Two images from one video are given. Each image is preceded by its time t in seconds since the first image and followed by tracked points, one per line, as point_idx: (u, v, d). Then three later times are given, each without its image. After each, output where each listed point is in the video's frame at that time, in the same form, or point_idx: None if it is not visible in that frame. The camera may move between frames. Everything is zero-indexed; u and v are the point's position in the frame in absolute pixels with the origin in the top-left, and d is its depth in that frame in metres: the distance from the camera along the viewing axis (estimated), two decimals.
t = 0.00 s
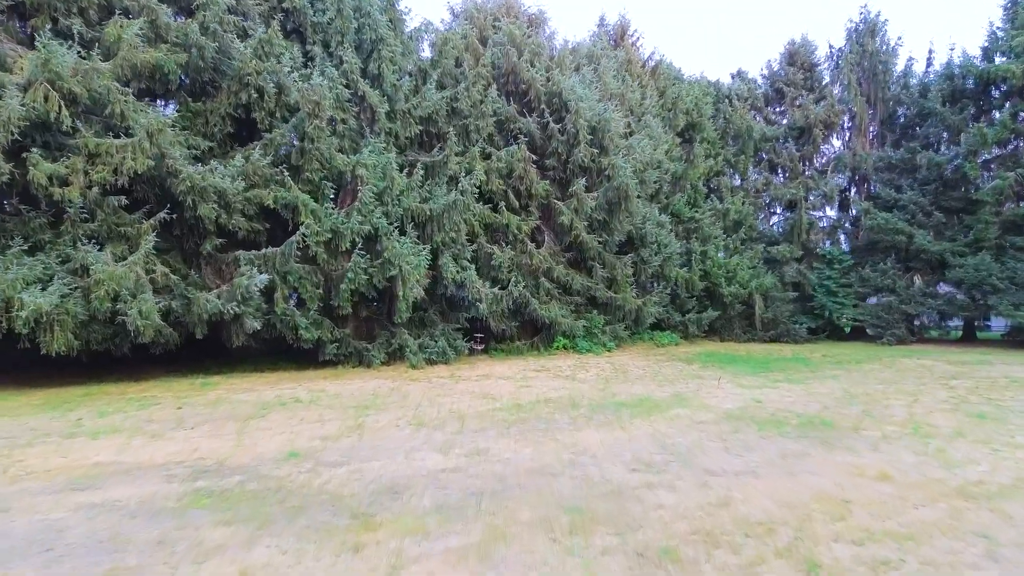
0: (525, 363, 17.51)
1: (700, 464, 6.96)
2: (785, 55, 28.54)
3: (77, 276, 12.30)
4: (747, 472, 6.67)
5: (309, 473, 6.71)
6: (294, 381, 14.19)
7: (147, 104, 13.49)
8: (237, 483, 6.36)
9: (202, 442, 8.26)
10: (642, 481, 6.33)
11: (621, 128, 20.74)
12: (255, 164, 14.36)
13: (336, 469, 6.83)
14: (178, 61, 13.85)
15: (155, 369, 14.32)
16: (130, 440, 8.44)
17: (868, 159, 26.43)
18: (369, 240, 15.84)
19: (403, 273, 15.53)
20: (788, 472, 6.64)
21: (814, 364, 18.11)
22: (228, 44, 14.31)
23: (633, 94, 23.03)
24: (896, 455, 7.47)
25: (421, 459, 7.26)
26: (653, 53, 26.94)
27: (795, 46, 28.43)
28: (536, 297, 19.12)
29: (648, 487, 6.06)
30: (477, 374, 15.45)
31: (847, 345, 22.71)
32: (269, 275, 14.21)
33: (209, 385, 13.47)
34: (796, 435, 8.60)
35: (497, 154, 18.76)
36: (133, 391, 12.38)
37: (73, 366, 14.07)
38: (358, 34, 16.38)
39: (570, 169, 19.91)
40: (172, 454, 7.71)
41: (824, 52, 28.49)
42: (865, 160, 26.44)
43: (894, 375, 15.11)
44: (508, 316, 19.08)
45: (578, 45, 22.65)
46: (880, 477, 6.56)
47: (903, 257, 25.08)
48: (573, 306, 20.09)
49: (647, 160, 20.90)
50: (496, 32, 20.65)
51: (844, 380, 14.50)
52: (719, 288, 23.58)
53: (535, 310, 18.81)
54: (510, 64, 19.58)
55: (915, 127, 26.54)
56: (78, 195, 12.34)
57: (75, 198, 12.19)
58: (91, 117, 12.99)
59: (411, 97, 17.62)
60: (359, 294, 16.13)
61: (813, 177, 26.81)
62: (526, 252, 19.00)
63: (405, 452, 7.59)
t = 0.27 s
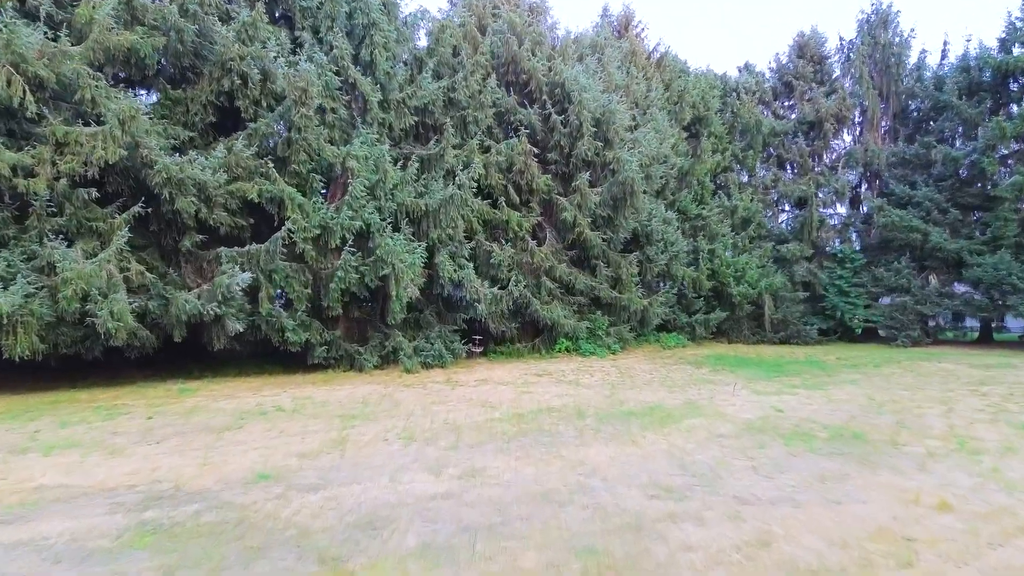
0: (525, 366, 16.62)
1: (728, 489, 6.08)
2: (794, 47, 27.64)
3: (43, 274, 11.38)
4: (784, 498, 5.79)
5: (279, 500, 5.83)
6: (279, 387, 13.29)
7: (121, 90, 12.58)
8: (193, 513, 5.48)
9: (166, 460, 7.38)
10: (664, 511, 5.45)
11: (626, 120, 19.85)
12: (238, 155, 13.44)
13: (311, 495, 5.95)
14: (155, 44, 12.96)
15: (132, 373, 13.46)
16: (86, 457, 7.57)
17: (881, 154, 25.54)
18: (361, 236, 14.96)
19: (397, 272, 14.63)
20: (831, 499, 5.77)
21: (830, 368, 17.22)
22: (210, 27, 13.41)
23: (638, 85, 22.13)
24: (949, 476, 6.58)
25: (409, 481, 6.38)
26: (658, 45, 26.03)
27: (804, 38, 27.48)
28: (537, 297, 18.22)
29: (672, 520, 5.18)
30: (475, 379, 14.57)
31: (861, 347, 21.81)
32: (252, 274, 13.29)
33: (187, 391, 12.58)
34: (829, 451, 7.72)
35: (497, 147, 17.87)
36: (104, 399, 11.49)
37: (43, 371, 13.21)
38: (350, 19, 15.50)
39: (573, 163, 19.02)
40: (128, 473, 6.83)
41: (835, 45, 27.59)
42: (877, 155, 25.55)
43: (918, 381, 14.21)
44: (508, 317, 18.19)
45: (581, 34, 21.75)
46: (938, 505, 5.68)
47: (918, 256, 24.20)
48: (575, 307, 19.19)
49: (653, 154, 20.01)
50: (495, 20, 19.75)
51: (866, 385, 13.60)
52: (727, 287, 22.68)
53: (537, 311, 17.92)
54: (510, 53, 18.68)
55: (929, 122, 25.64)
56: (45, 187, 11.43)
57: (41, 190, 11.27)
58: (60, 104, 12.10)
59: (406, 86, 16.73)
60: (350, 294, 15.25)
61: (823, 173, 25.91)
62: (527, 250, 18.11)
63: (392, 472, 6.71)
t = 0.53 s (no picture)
0: (526, 371, 15.69)
1: (767, 523, 5.15)
2: (804, 39, 26.72)
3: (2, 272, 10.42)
4: (836, 537, 4.86)
5: (237, 537, 4.92)
6: (262, 394, 12.39)
7: (91, 74, 11.63)
8: (129, 556, 4.56)
9: (119, 484, 6.47)
10: (694, 553, 4.54)
11: (632, 112, 18.93)
12: (218, 145, 12.51)
13: (275, 531, 5.04)
14: (128, 25, 12.02)
15: (104, 379, 12.57)
16: (27, 479, 6.64)
17: (894, 149, 24.62)
18: (351, 232, 14.06)
19: (389, 270, 13.72)
20: (892, 538, 4.85)
21: (848, 372, 16.29)
22: (188, 8, 12.50)
23: (643, 77, 21.21)
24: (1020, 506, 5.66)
25: (391, 513, 5.46)
26: (664, 36, 25.10)
27: (814, 30, 26.60)
28: (538, 298, 17.30)
29: (706, 568, 4.26)
30: (472, 385, 13.65)
31: (877, 350, 20.89)
32: (232, 272, 12.34)
33: (161, 400, 11.66)
34: (873, 473, 6.80)
35: (496, 139, 16.95)
36: (70, 408, 10.58)
37: (8, 376, 12.33)
38: (340, 2, 14.59)
39: (576, 156, 18.10)
40: (68, 501, 5.91)
41: (846, 36, 26.68)
42: (891, 150, 24.64)
43: (947, 387, 13.28)
44: (508, 318, 17.27)
45: (584, 23, 20.81)
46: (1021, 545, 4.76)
47: (934, 255, 23.29)
48: (579, 308, 18.27)
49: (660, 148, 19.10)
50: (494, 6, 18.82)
51: (892, 392, 12.67)
52: (736, 287, 21.75)
53: (538, 312, 17.01)
54: (511, 40, 17.75)
55: (945, 115, 24.72)
56: (5, 178, 10.48)
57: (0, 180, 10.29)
58: (23, 89, 11.18)
59: (400, 74, 15.81)
60: (340, 294, 14.33)
61: (834, 168, 24.98)
62: (528, 248, 17.21)
63: (372, 501, 5.79)
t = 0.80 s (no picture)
0: (527, 375, 14.78)
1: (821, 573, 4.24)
2: (814, 30, 25.79)
3: None
4: None
5: None
6: (243, 401, 11.47)
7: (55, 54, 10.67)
8: None
9: (54, 515, 5.55)
10: None
11: (638, 103, 18.01)
12: (195, 133, 11.55)
13: None
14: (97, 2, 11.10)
15: (71, 386, 11.70)
16: None
17: (910, 143, 23.70)
18: (340, 228, 13.15)
19: (380, 268, 12.81)
20: None
21: (868, 377, 15.36)
22: None
23: (649, 67, 20.29)
24: None
25: (367, 556, 4.56)
26: (670, 26, 24.18)
27: (825, 20, 25.67)
28: (540, 298, 16.38)
29: None
30: (469, 391, 12.73)
31: (894, 352, 19.97)
32: (209, 271, 11.38)
33: (131, 409, 10.75)
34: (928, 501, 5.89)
35: (496, 130, 16.03)
36: (29, 419, 9.67)
37: None
38: None
39: (580, 149, 17.18)
40: None
41: (858, 27, 25.76)
42: (906, 145, 23.71)
43: (979, 394, 12.36)
44: (507, 320, 16.35)
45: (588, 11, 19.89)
46: None
47: (951, 253, 22.36)
48: (582, 308, 17.34)
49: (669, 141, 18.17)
50: None
51: (922, 400, 11.75)
52: (746, 287, 20.83)
53: (539, 312, 16.08)
54: (511, 26, 16.83)
55: (962, 108, 23.79)
56: None
57: None
58: None
59: (393, 61, 14.89)
60: (328, 294, 13.42)
61: (847, 164, 24.06)
62: (529, 245, 16.30)
63: (346, 539, 4.89)
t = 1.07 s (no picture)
0: (528, 381, 13.87)
1: None
2: (826, 20, 24.84)
3: None
4: None
5: None
6: (219, 410, 10.56)
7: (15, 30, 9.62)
8: None
9: None
10: None
11: (645, 92, 17.07)
12: (168, 120, 10.60)
13: None
14: None
15: (32, 394, 10.83)
16: None
17: (926, 137, 22.75)
18: (327, 223, 12.24)
19: (369, 266, 11.89)
20: None
21: (891, 382, 14.42)
22: None
23: (656, 56, 19.35)
24: None
25: None
26: (676, 16, 23.23)
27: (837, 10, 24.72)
28: (541, 298, 15.45)
29: None
30: (466, 399, 11.82)
31: (912, 355, 19.06)
32: (182, 269, 10.48)
33: (95, 419, 9.84)
34: (1005, 539, 4.99)
35: (494, 120, 15.10)
36: None
37: None
38: None
39: (584, 141, 16.23)
40: None
41: (871, 17, 24.81)
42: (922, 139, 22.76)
43: (1018, 403, 11.41)
44: (507, 321, 15.43)
45: None
46: None
47: (971, 252, 21.42)
48: (586, 309, 16.41)
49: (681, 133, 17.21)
50: None
51: (958, 409, 10.81)
52: (756, 287, 19.90)
53: (540, 314, 15.16)
54: (511, 10, 15.88)
55: (980, 101, 22.84)
56: None
57: None
58: None
59: (385, 46, 13.96)
60: (315, 294, 12.51)
61: (860, 159, 23.12)
62: (530, 242, 15.38)
63: None
